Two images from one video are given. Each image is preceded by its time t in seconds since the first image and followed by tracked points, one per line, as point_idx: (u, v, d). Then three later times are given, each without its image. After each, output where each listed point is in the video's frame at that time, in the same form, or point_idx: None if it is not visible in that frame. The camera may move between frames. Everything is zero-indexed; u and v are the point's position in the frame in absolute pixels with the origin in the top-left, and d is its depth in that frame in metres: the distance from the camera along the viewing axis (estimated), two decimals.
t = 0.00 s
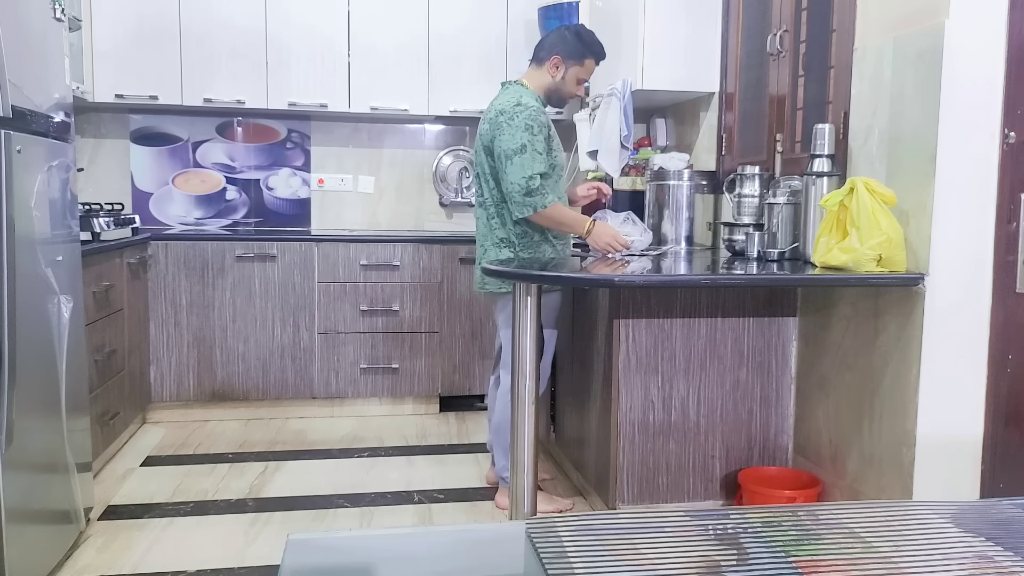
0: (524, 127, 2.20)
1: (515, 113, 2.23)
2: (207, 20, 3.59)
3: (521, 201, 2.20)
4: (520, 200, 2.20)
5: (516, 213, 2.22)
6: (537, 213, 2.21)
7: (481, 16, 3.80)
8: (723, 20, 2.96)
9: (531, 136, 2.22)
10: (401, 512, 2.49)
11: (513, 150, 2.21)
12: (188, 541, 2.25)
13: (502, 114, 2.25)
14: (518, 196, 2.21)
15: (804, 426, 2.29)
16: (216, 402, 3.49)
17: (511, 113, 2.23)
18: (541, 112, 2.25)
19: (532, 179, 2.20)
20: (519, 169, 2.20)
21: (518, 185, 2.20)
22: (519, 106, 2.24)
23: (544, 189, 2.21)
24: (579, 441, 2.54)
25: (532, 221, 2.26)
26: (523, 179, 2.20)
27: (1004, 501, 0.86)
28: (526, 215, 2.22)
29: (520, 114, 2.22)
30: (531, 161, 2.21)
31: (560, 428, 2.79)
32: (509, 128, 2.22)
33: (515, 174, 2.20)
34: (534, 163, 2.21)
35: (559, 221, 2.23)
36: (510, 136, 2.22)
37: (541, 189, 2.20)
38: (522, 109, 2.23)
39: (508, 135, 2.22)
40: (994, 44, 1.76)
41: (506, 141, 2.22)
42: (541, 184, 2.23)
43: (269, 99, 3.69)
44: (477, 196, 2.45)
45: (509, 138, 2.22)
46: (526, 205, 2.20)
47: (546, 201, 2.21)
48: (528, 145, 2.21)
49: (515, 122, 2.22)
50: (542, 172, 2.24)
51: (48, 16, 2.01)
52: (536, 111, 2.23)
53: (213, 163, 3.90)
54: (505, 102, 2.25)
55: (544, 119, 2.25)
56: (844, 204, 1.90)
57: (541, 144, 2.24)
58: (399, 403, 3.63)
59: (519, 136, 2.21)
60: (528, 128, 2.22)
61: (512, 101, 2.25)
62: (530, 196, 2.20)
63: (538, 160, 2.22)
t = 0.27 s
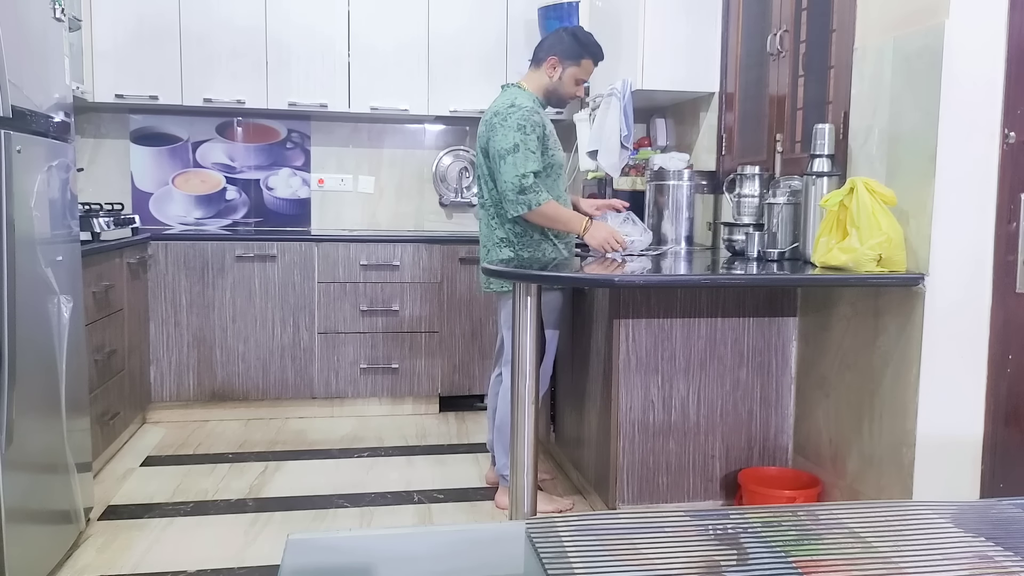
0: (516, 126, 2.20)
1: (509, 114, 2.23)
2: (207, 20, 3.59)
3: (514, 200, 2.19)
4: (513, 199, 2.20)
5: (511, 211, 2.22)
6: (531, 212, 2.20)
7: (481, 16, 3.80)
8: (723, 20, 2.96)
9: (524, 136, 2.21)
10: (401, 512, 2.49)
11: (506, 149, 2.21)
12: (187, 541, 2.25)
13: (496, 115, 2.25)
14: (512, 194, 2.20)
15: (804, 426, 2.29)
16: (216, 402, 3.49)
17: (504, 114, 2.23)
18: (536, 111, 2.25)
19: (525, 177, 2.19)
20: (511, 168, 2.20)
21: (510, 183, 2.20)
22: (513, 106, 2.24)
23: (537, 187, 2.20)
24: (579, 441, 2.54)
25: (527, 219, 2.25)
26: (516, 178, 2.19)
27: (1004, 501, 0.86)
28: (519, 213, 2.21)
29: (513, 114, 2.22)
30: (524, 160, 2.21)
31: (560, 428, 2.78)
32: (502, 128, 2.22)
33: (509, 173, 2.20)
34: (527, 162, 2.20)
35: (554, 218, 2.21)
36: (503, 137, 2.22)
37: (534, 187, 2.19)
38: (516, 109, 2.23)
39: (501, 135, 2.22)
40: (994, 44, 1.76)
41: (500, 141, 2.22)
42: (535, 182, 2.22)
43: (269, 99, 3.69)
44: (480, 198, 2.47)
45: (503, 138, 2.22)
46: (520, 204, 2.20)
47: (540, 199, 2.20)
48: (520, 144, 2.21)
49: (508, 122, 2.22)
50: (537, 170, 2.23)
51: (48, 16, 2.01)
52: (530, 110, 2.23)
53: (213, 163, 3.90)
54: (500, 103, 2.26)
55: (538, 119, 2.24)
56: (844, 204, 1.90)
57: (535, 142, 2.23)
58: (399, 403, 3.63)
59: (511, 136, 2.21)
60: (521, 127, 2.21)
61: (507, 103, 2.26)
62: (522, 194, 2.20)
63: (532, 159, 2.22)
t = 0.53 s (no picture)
0: (511, 126, 2.20)
1: (503, 114, 2.23)
2: (207, 20, 3.59)
3: (509, 199, 2.19)
4: (508, 198, 2.20)
5: (507, 211, 2.22)
6: (526, 211, 2.20)
7: (481, 16, 3.80)
8: (722, 21, 2.96)
9: (518, 135, 2.21)
10: (401, 512, 2.49)
11: (500, 149, 2.21)
12: (187, 541, 2.25)
13: (491, 115, 2.26)
14: (507, 193, 2.20)
15: (804, 426, 2.29)
16: (216, 402, 3.49)
17: (499, 114, 2.24)
18: (530, 111, 2.25)
19: (520, 176, 2.19)
20: (506, 167, 2.20)
21: (505, 183, 2.20)
22: (508, 107, 2.24)
23: (532, 185, 2.20)
24: (579, 441, 2.54)
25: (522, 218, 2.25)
26: (511, 177, 2.19)
27: (1004, 501, 0.86)
28: (515, 212, 2.21)
29: (507, 114, 2.22)
30: (519, 159, 2.21)
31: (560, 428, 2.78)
32: (496, 128, 2.22)
33: (504, 172, 2.20)
34: (522, 161, 2.20)
35: (551, 217, 2.21)
36: (498, 136, 2.22)
37: (528, 185, 2.19)
38: (510, 109, 2.23)
39: (495, 135, 2.22)
40: (994, 44, 1.76)
41: (494, 141, 2.22)
42: (531, 181, 2.22)
43: (269, 99, 3.69)
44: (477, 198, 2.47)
45: (497, 138, 2.22)
46: (515, 203, 2.20)
47: (535, 198, 2.19)
48: (515, 143, 2.21)
49: (503, 122, 2.22)
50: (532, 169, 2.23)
51: (48, 16, 2.01)
52: (524, 110, 2.23)
53: (213, 163, 3.90)
54: (494, 104, 2.26)
55: (533, 118, 2.24)
56: (844, 204, 1.90)
57: (529, 142, 2.23)
58: (399, 403, 3.63)
59: (506, 136, 2.21)
60: (516, 127, 2.21)
61: (502, 103, 2.26)
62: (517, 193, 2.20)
63: (526, 158, 2.22)
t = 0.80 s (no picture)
0: (508, 126, 2.20)
1: (499, 114, 2.23)
2: (207, 20, 3.59)
3: (506, 198, 2.19)
4: (506, 197, 2.20)
5: (504, 210, 2.22)
6: (523, 210, 2.20)
7: (481, 16, 3.80)
8: (722, 21, 2.96)
9: (514, 135, 2.21)
10: (401, 512, 2.49)
11: (497, 149, 2.21)
12: (187, 541, 2.25)
13: (487, 115, 2.26)
14: (505, 193, 2.20)
15: (804, 426, 2.29)
16: (216, 402, 3.49)
17: (495, 114, 2.24)
18: (527, 111, 2.25)
19: (516, 175, 2.19)
20: (503, 166, 2.20)
21: (502, 182, 2.20)
22: (504, 106, 2.24)
23: (529, 185, 2.20)
24: (579, 441, 2.54)
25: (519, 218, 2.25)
26: (508, 176, 2.20)
27: (1004, 501, 0.86)
28: (512, 211, 2.21)
29: (503, 114, 2.22)
30: (516, 159, 2.21)
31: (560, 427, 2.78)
32: (493, 128, 2.23)
33: (501, 172, 2.20)
34: (519, 160, 2.21)
35: (547, 217, 2.20)
36: (494, 136, 2.22)
37: (525, 185, 2.19)
38: (507, 109, 2.23)
39: (492, 135, 2.22)
40: (993, 44, 1.76)
41: (491, 141, 2.22)
42: (528, 180, 2.22)
43: (269, 99, 3.69)
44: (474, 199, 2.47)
45: (494, 138, 2.22)
46: (512, 202, 2.19)
47: (532, 197, 2.19)
48: (511, 143, 2.21)
49: (499, 122, 2.22)
50: (528, 169, 2.23)
51: (48, 16, 2.01)
52: (520, 110, 2.23)
53: (213, 163, 3.91)
54: (490, 104, 2.26)
55: (530, 118, 2.24)
56: (844, 204, 1.90)
57: (526, 142, 2.23)
58: (399, 403, 3.63)
59: (502, 136, 2.21)
60: (512, 127, 2.22)
61: (498, 104, 2.26)
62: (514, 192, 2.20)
63: (523, 158, 2.22)
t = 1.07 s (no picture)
0: (506, 124, 2.20)
1: (498, 112, 2.23)
2: (207, 20, 3.59)
3: (505, 196, 2.19)
4: (504, 195, 2.19)
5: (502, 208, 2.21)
6: (521, 208, 2.20)
7: (481, 16, 3.80)
8: (722, 21, 2.96)
9: (513, 134, 2.21)
10: (401, 512, 2.49)
11: (496, 147, 2.21)
12: (188, 541, 2.25)
13: (486, 114, 2.26)
14: (503, 191, 2.20)
15: (804, 426, 2.29)
16: (216, 402, 3.49)
17: (494, 112, 2.24)
18: (526, 109, 2.25)
19: (515, 174, 2.19)
20: (502, 165, 2.20)
21: (501, 180, 2.20)
22: (503, 105, 2.24)
23: (528, 183, 2.20)
24: (579, 441, 2.54)
25: (517, 216, 2.24)
26: (506, 175, 2.20)
27: (1004, 501, 0.86)
28: (510, 209, 2.21)
29: (502, 113, 2.22)
30: (515, 158, 2.21)
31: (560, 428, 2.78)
32: (492, 127, 2.23)
33: (500, 170, 2.20)
34: (517, 159, 2.21)
35: (545, 216, 2.20)
36: (493, 135, 2.22)
37: (524, 183, 2.19)
38: (505, 107, 2.23)
39: (490, 133, 2.22)
40: (994, 44, 1.76)
41: (490, 140, 2.22)
42: (526, 178, 2.22)
43: (269, 99, 3.69)
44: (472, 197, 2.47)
45: (492, 136, 2.22)
46: (511, 200, 2.19)
47: (531, 195, 2.19)
48: (510, 142, 2.21)
49: (498, 120, 2.22)
50: (527, 167, 2.23)
51: (48, 16, 2.01)
52: (519, 108, 2.23)
53: (213, 163, 3.91)
54: (489, 103, 2.26)
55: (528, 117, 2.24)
56: (844, 204, 1.90)
57: (524, 140, 2.23)
58: (399, 403, 3.63)
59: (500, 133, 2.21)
60: (510, 125, 2.22)
61: (497, 102, 2.26)
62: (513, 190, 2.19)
63: (521, 156, 2.22)
